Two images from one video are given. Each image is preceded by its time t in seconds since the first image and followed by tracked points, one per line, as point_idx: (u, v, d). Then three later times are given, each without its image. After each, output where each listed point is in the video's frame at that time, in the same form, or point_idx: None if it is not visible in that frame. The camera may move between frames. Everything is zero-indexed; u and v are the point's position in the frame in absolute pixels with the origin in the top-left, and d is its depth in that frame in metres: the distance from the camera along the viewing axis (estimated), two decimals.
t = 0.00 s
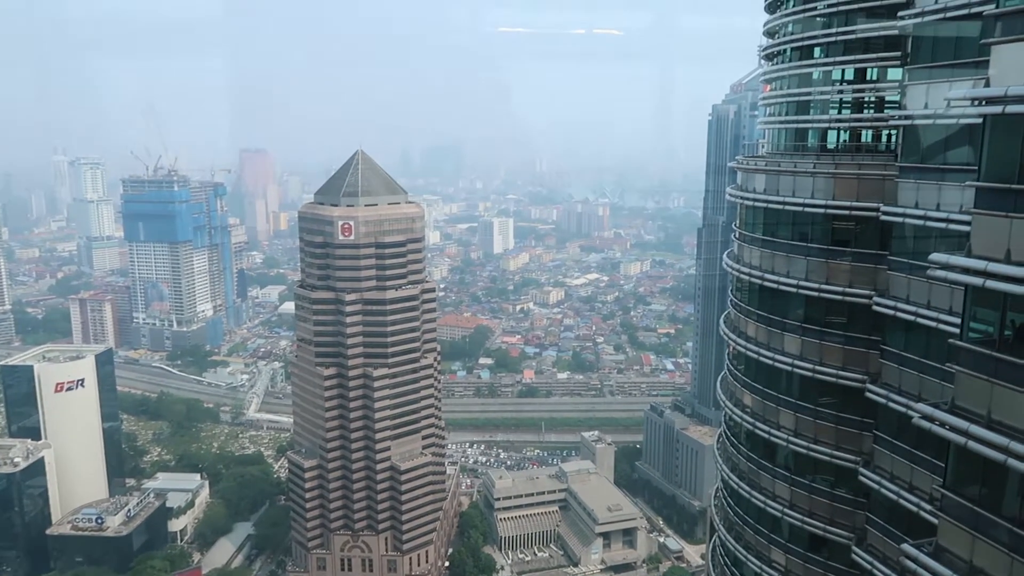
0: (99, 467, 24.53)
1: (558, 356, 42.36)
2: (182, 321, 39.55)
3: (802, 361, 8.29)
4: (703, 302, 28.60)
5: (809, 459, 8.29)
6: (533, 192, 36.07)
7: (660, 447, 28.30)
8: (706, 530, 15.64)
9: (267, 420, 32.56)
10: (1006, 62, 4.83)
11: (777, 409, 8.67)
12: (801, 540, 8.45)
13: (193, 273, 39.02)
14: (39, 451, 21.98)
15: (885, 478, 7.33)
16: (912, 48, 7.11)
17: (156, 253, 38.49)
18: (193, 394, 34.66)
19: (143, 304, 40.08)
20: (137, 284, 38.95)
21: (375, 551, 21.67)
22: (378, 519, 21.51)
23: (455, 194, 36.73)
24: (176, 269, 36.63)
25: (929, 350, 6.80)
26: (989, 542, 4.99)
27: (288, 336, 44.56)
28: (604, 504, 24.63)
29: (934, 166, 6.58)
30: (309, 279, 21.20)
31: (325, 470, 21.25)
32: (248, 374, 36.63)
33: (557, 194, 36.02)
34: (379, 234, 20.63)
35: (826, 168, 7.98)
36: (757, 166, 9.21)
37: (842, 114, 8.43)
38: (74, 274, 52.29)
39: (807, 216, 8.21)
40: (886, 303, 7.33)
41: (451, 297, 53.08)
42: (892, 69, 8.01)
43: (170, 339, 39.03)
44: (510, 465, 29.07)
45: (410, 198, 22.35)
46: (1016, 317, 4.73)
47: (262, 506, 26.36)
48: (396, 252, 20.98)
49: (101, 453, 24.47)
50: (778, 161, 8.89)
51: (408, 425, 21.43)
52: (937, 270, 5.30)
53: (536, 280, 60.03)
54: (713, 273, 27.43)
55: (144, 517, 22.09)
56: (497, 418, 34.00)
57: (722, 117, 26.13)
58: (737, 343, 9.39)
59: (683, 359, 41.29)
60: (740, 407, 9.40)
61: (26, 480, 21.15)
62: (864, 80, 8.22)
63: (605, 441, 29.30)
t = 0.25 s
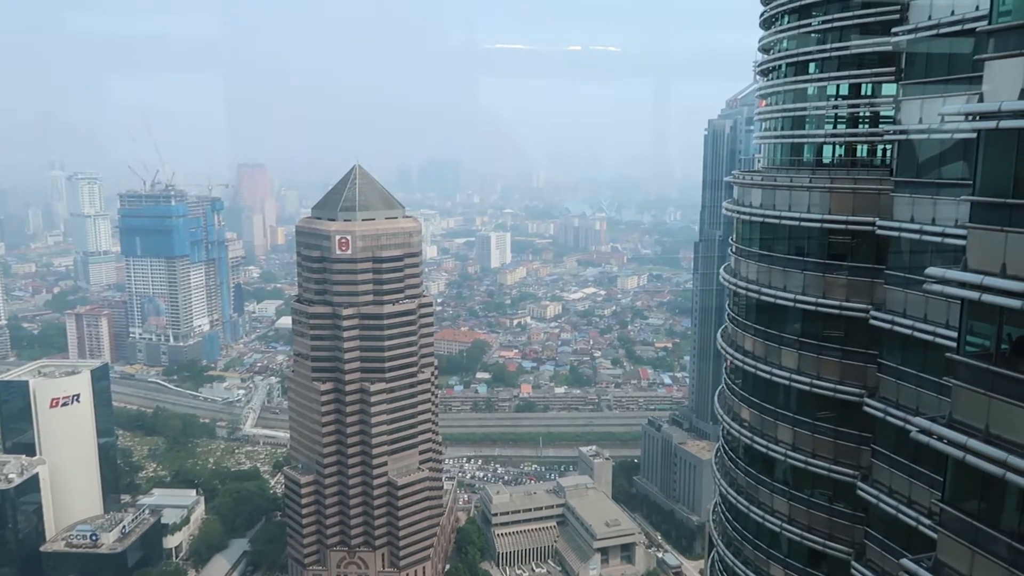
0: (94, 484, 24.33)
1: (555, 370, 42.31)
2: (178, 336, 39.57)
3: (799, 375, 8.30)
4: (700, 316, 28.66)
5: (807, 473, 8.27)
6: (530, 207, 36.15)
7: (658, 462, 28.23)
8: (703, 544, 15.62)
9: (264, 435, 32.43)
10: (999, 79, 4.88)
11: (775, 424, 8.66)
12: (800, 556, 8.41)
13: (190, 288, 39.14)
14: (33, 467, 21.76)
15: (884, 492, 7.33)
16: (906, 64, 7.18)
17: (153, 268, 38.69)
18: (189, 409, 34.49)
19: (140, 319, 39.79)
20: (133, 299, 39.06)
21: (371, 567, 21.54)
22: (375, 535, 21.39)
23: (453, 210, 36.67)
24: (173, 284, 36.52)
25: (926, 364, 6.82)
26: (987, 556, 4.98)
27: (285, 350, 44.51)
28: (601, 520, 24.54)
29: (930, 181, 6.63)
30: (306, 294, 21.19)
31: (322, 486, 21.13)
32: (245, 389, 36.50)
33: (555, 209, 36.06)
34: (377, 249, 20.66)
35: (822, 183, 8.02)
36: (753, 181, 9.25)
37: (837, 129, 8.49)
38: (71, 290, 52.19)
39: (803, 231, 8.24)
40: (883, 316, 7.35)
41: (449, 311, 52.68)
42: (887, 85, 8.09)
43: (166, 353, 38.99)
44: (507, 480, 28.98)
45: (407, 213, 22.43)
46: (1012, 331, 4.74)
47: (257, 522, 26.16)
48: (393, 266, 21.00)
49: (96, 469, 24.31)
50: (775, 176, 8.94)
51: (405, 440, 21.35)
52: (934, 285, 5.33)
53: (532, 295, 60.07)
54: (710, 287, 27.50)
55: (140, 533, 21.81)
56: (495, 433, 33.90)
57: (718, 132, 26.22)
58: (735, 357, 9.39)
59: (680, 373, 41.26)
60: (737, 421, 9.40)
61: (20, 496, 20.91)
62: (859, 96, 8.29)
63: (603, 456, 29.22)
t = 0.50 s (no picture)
0: (85, 499, 24.08)
1: (551, 384, 42.25)
2: (172, 350, 39.42)
3: (794, 389, 8.30)
4: (695, 330, 28.70)
5: (803, 487, 8.26)
6: (525, 223, 36.15)
7: (654, 475, 28.15)
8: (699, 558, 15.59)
9: (257, 450, 32.22)
10: (990, 93, 4.92)
11: (770, 437, 8.65)
12: (798, 570, 8.38)
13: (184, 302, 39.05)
14: (24, 483, 21.45)
15: (880, 506, 7.31)
16: (897, 79, 7.25)
17: (147, 282, 38.34)
18: (182, 424, 34.25)
19: (133, 331, 39.36)
20: (127, 312, 38.50)
21: None
22: (369, 550, 21.23)
23: (450, 224, 36.62)
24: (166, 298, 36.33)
25: (921, 377, 6.83)
26: (984, 570, 4.97)
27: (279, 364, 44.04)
28: (597, 534, 24.44)
29: (922, 195, 6.66)
30: (301, 308, 21.15)
31: (316, 501, 20.98)
32: (238, 404, 36.28)
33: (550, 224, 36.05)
34: (372, 262, 20.66)
35: (816, 197, 8.06)
36: (747, 195, 9.28)
37: (831, 143, 8.56)
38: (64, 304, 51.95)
39: (797, 244, 8.26)
40: (878, 329, 7.38)
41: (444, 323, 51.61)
42: (879, 99, 8.16)
43: (160, 367, 38.88)
44: (502, 495, 28.88)
45: (402, 227, 22.45)
46: (1007, 344, 4.75)
47: (251, 538, 25.86)
48: (388, 280, 20.99)
49: (88, 485, 24.10)
50: (769, 190, 8.98)
51: (399, 455, 21.23)
52: (928, 298, 5.34)
53: (528, 308, 60.03)
54: (705, 300, 27.53)
55: (132, 550, 21.53)
56: (490, 447, 33.81)
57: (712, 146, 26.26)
58: (730, 370, 9.39)
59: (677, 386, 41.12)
60: (733, 435, 9.39)
61: (11, 512, 20.59)
62: (852, 110, 8.35)
63: (598, 470, 29.12)
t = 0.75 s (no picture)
0: (79, 512, 23.90)
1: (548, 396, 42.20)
2: (168, 362, 39.01)
3: (791, 401, 8.32)
4: (692, 344, 28.74)
5: (801, 499, 8.26)
6: (522, 236, 36.14)
7: (651, 488, 28.10)
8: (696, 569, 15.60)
9: (253, 462, 32.07)
10: (984, 107, 4.97)
11: (768, 449, 8.65)
12: None
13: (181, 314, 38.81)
14: (18, 496, 21.18)
15: (877, 518, 7.32)
16: (892, 91, 7.31)
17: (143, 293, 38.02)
18: (177, 437, 34.07)
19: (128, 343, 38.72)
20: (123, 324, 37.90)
21: None
22: (366, 563, 21.12)
23: (446, 237, 35.50)
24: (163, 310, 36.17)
25: (917, 389, 6.86)
26: None
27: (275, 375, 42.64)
28: (594, 547, 24.37)
29: (917, 208, 6.71)
30: (298, 319, 21.14)
31: (312, 514, 20.86)
32: (234, 416, 36.13)
33: (547, 236, 36.04)
34: (368, 274, 20.70)
35: (812, 209, 8.11)
36: (743, 207, 9.33)
37: (826, 155, 8.63)
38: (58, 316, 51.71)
39: (793, 256, 8.30)
40: (874, 341, 7.41)
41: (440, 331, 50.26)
42: (874, 112, 8.22)
43: (155, 379, 38.42)
44: (499, 508, 28.84)
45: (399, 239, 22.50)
46: (1003, 355, 4.77)
47: (246, 551, 25.51)
48: (385, 292, 21.02)
49: (82, 497, 23.93)
50: (764, 202, 9.04)
51: (396, 467, 21.17)
52: (923, 310, 5.37)
53: (524, 320, 59.99)
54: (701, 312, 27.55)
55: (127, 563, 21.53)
56: (486, 460, 33.76)
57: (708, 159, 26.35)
58: (727, 382, 9.41)
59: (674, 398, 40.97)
60: (730, 447, 9.39)
61: (4, 526, 20.31)
62: (847, 123, 8.42)
63: (595, 482, 29.06)
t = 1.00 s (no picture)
0: (73, 527, 23.73)
1: (545, 410, 42.12)
2: (164, 376, 38.72)
3: (789, 414, 8.31)
4: (690, 358, 28.75)
5: (799, 512, 8.23)
6: (519, 249, 36.14)
7: (649, 502, 27.98)
8: None
9: (249, 476, 31.86)
10: (979, 121, 5.00)
11: (766, 462, 8.64)
12: None
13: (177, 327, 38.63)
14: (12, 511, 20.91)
15: (876, 532, 7.29)
16: (886, 106, 7.40)
17: (140, 306, 37.76)
18: (173, 451, 33.86)
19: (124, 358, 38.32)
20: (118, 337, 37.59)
21: None
22: None
23: (443, 249, 35.16)
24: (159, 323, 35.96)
25: (914, 402, 6.86)
26: None
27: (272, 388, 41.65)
28: (592, 561, 24.26)
29: (913, 221, 6.74)
30: (295, 332, 21.11)
31: (308, 528, 20.71)
32: (230, 430, 35.93)
33: (544, 250, 36.05)
34: (365, 287, 20.70)
35: (808, 222, 8.15)
36: (740, 220, 9.36)
37: (822, 169, 8.67)
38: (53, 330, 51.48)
39: (790, 269, 8.32)
40: (872, 354, 7.43)
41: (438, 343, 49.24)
42: (869, 126, 8.28)
43: (151, 393, 38.05)
44: (496, 522, 28.78)
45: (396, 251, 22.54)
46: (1000, 368, 4.77)
47: (242, 567, 25.20)
48: (382, 304, 21.01)
49: (76, 511, 23.77)
50: (761, 215, 9.08)
51: (393, 481, 21.07)
52: (920, 323, 5.38)
53: (521, 333, 59.94)
54: (699, 324, 27.50)
55: None
56: (483, 474, 33.72)
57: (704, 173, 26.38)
58: (724, 395, 9.41)
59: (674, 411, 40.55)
60: (728, 460, 9.37)
61: None
62: (842, 136, 8.48)
63: (593, 496, 28.96)
